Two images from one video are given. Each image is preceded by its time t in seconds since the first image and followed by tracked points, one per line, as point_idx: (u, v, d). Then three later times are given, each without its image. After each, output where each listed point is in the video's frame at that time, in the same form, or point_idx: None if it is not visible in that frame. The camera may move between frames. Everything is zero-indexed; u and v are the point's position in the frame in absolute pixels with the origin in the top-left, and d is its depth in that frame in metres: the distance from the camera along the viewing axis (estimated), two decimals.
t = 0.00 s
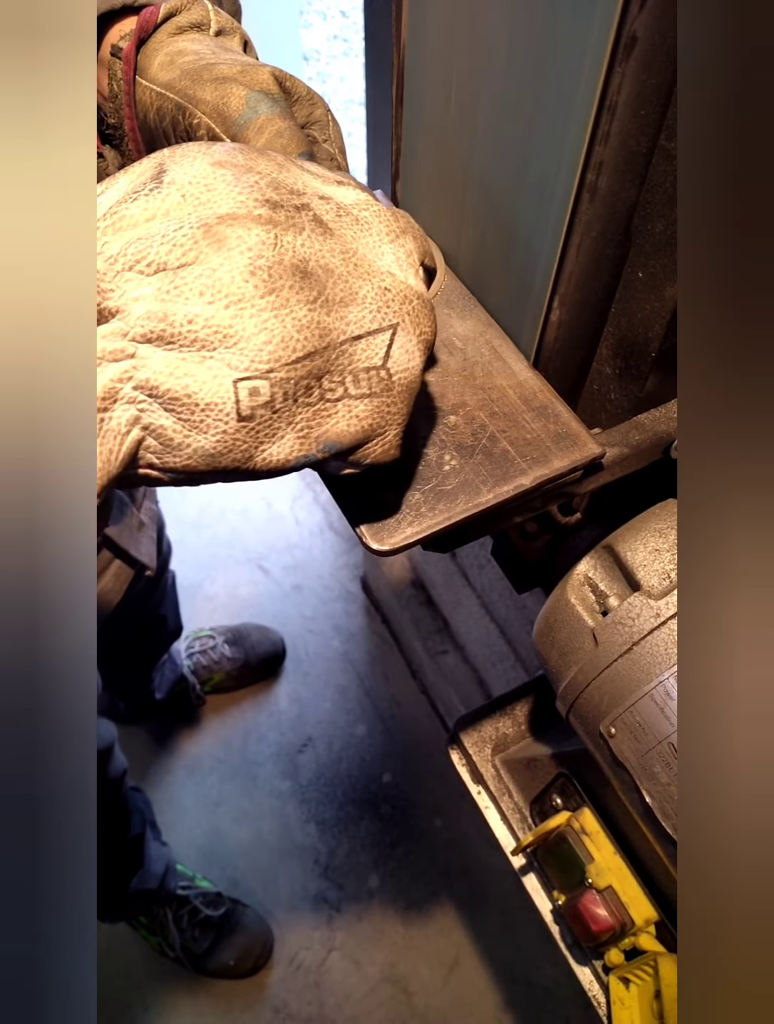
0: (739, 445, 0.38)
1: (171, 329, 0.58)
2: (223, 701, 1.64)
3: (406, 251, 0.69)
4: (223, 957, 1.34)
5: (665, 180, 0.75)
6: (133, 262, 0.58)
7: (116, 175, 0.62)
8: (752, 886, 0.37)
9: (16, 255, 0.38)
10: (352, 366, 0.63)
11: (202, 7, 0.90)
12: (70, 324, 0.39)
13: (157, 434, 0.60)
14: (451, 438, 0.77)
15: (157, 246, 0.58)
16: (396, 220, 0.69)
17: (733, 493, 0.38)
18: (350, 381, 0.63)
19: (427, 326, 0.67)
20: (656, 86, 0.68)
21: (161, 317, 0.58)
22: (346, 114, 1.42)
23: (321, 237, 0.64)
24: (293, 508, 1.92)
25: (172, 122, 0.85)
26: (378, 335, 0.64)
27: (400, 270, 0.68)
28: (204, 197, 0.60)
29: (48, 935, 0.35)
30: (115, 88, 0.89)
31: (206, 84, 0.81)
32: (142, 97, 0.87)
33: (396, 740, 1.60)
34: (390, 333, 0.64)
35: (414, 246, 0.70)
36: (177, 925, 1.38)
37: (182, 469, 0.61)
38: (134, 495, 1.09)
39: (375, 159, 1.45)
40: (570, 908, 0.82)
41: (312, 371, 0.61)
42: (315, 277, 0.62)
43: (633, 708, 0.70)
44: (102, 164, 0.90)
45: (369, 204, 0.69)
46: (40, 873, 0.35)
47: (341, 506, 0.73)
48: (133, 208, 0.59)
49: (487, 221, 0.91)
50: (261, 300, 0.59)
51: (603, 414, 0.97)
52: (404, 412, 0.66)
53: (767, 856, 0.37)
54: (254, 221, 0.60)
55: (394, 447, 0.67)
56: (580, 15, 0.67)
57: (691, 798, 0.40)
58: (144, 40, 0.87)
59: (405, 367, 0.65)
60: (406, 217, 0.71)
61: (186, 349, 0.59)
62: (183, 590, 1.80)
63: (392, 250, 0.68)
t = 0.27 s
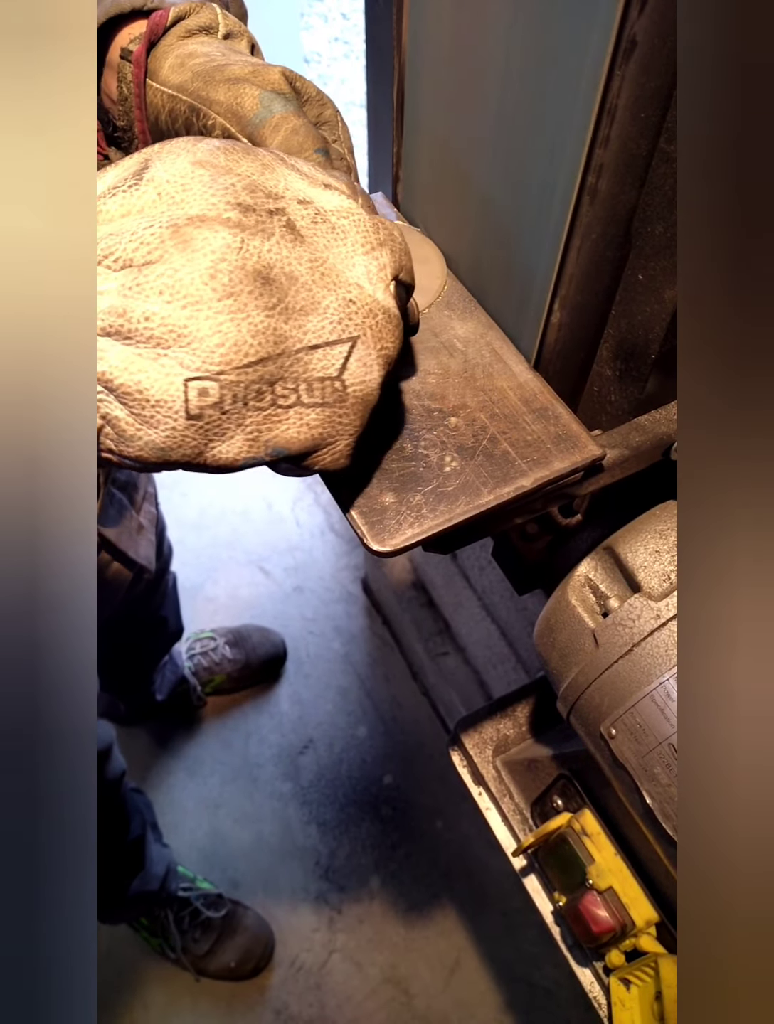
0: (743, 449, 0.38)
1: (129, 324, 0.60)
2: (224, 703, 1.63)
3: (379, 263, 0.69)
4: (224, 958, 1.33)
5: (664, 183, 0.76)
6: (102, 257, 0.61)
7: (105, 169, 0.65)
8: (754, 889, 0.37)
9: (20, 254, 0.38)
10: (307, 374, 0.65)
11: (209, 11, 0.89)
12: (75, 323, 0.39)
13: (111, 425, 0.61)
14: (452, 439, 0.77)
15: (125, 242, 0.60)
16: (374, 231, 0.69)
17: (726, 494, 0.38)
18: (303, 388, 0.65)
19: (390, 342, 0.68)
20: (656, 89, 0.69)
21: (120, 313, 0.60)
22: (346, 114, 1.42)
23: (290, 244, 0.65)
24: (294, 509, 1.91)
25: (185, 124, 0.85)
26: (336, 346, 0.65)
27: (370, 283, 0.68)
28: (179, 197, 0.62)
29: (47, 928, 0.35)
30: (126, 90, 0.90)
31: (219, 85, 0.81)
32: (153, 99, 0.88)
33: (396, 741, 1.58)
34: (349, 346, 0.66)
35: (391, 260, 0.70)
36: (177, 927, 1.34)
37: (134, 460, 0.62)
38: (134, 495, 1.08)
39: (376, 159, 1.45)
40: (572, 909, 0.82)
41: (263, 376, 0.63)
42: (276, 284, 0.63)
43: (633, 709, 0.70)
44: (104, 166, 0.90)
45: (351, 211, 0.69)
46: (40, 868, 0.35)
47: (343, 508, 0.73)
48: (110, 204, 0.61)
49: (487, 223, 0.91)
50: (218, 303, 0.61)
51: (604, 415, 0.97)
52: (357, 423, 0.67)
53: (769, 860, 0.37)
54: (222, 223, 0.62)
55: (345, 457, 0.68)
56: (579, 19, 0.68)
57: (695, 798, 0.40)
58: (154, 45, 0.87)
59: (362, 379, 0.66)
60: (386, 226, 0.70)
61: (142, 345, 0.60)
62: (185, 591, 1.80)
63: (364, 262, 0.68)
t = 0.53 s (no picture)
0: (740, 451, 0.38)
1: (99, 305, 0.62)
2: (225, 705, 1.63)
3: (354, 262, 0.68)
4: (224, 959, 1.33)
5: (664, 185, 0.76)
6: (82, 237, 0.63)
7: (101, 155, 0.67)
8: (751, 893, 0.37)
9: (32, 242, 0.37)
10: (266, 367, 0.65)
11: (218, 16, 0.89)
12: (75, 310, 0.38)
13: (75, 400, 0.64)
14: (453, 440, 0.77)
15: (103, 227, 0.62)
16: (353, 230, 0.69)
17: (728, 497, 0.38)
18: (262, 380, 0.65)
19: (355, 341, 0.68)
20: (656, 91, 0.69)
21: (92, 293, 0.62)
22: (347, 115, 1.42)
23: (263, 237, 0.65)
24: (295, 510, 1.91)
25: (193, 111, 0.85)
26: (299, 340, 0.66)
27: (342, 282, 0.68)
28: (160, 186, 0.63)
29: (48, 934, 0.35)
30: (130, 87, 0.90)
31: (225, 69, 0.82)
32: (158, 92, 0.87)
33: (397, 742, 1.58)
34: (311, 342, 0.66)
35: (366, 261, 0.69)
36: (177, 927, 1.33)
37: (105, 436, 0.65)
38: (134, 494, 1.08)
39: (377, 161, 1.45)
40: (572, 909, 0.82)
41: (222, 365, 0.64)
42: (242, 276, 0.64)
43: (633, 709, 0.70)
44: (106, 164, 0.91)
45: (333, 207, 0.69)
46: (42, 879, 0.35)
47: (344, 508, 0.73)
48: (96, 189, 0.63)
49: (487, 224, 0.91)
50: (183, 291, 0.62)
51: (604, 415, 0.97)
52: (316, 416, 0.67)
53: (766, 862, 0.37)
54: (196, 214, 0.63)
55: (301, 452, 0.69)
56: (580, 19, 0.68)
57: (699, 798, 0.40)
58: (161, 41, 0.88)
59: (324, 374, 0.67)
60: (367, 225, 0.70)
61: (109, 326, 0.62)
62: (186, 592, 1.81)
63: (339, 260, 0.68)
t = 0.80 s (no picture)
0: (729, 455, 0.40)
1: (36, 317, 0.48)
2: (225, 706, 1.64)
3: (331, 244, 0.67)
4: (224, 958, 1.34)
5: (659, 190, 0.76)
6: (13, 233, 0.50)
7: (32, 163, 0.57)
8: (751, 893, 0.38)
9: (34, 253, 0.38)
10: (253, 367, 0.60)
11: (210, 17, 0.91)
12: (80, 326, 0.41)
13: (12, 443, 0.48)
14: (451, 443, 0.77)
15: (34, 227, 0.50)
16: (322, 203, 0.67)
17: (729, 505, 0.39)
18: (255, 382, 0.61)
19: (337, 319, 0.66)
20: (652, 97, 0.69)
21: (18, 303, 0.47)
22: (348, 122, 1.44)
23: (226, 228, 0.60)
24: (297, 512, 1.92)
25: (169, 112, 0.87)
26: (279, 334, 0.62)
27: (318, 262, 0.66)
28: (112, 193, 0.54)
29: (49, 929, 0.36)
30: (121, 86, 0.87)
31: (194, 71, 0.85)
32: (143, 90, 0.87)
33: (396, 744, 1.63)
34: (294, 332, 0.63)
35: (342, 230, 0.68)
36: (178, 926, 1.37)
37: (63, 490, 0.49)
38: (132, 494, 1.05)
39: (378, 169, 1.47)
40: (570, 910, 0.83)
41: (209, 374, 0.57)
42: (210, 275, 0.57)
43: (630, 710, 0.70)
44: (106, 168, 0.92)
45: (296, 184, 0.66)
46: (41, 892, 0.36)
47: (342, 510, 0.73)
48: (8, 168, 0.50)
49: (485, 226, 0.93)
50: (153, 302, 0.54)
51: (601, 421, 0.97)
52: (306, 410, 0.66)
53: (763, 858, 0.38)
54: (153, 217, 0.55)
55: (296, 447, 0.66)
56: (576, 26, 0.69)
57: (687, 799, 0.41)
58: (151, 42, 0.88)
59: (314, 365, 0.65)
60: (336, 195, 0.69)
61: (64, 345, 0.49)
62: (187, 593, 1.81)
63: (313, 235, 0.66)
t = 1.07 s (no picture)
0: (733, 446, 0.37)
1: (209, 289, 0.60)
2: (224, 706, 1.64)
3: (410, 212, 0.71)
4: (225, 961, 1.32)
5: (656, 193, 0.76)
6: (160, 237, 0.61)
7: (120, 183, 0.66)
8: (758, 924, 0.35)
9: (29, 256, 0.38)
10: (384, 314, 0.65)
11: (213, 23, 0.91)
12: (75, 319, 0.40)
13: (208, 397, 0.59)
14: (450, 444, 0.77)
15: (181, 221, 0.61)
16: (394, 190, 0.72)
17: (724, 500, 0.37)
18: (383, 328, 0.65)
19: (445, 277, 0.69)
20: (648, 103, 0.70)
21: (194, 284, 0.60)
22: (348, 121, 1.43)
23: (332, 201, 0.66)
24: (296, 513, 1.92)
25: (175, 130, 0.87)
26: (402, 283, 0.66)
27: (411, 229, 0.70)
28: (218, 180, 0.63)
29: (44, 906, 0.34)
30: (125, 95, 0.92)
31: (210, 95, 0.82)
32: (148, 105, 0.89)
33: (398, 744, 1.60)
34: (413, 282, 0.67)
35: (416, 211, 0.72)
36: (178, 928, 1.34)
37: (239, 437, 0.60)
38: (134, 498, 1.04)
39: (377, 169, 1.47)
40: (569, 910, 0.83)
41: (350, 317, 0.63)
42: (336, 233, 0.64)
43: (629, 710, 0.70)
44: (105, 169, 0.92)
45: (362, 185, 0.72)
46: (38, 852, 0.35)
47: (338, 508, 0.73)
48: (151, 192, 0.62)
49: (484, 227, 0.93)
50: (292, 251, 0.61)
51: (600, 421, 0.96)
52: (439, 359, 0.68)
53: (773, 886, 0.35)
54: (269, 189, 0.63)
55: (439, 398, 0.67)
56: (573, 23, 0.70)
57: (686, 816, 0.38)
58: (156, 52, 0.89)
59: (431, 313, 0.67)
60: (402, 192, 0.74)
61: (226, 307, 0.60)
62: (187, 594, 1.82)
63: (398, 214, 0.70)
